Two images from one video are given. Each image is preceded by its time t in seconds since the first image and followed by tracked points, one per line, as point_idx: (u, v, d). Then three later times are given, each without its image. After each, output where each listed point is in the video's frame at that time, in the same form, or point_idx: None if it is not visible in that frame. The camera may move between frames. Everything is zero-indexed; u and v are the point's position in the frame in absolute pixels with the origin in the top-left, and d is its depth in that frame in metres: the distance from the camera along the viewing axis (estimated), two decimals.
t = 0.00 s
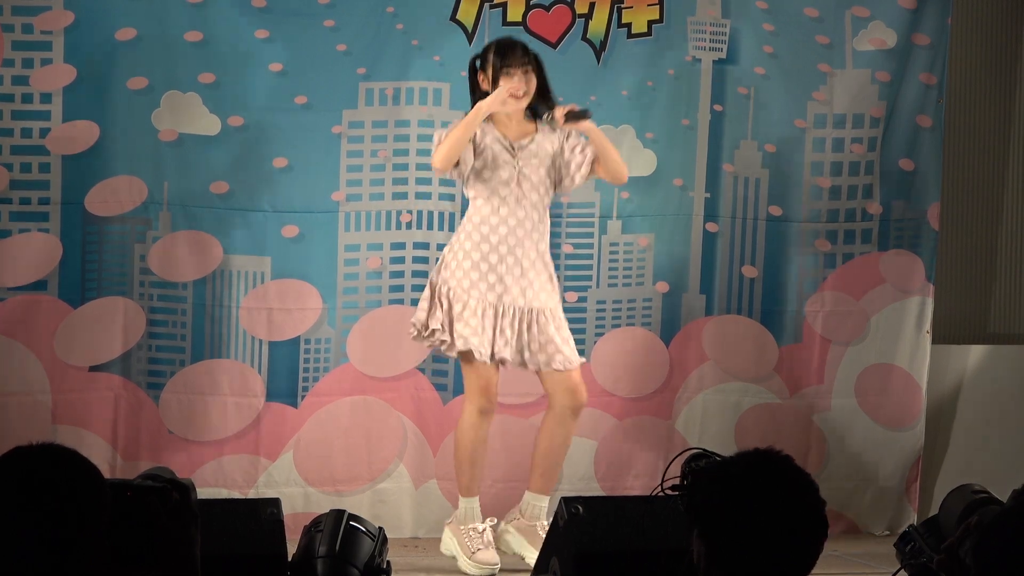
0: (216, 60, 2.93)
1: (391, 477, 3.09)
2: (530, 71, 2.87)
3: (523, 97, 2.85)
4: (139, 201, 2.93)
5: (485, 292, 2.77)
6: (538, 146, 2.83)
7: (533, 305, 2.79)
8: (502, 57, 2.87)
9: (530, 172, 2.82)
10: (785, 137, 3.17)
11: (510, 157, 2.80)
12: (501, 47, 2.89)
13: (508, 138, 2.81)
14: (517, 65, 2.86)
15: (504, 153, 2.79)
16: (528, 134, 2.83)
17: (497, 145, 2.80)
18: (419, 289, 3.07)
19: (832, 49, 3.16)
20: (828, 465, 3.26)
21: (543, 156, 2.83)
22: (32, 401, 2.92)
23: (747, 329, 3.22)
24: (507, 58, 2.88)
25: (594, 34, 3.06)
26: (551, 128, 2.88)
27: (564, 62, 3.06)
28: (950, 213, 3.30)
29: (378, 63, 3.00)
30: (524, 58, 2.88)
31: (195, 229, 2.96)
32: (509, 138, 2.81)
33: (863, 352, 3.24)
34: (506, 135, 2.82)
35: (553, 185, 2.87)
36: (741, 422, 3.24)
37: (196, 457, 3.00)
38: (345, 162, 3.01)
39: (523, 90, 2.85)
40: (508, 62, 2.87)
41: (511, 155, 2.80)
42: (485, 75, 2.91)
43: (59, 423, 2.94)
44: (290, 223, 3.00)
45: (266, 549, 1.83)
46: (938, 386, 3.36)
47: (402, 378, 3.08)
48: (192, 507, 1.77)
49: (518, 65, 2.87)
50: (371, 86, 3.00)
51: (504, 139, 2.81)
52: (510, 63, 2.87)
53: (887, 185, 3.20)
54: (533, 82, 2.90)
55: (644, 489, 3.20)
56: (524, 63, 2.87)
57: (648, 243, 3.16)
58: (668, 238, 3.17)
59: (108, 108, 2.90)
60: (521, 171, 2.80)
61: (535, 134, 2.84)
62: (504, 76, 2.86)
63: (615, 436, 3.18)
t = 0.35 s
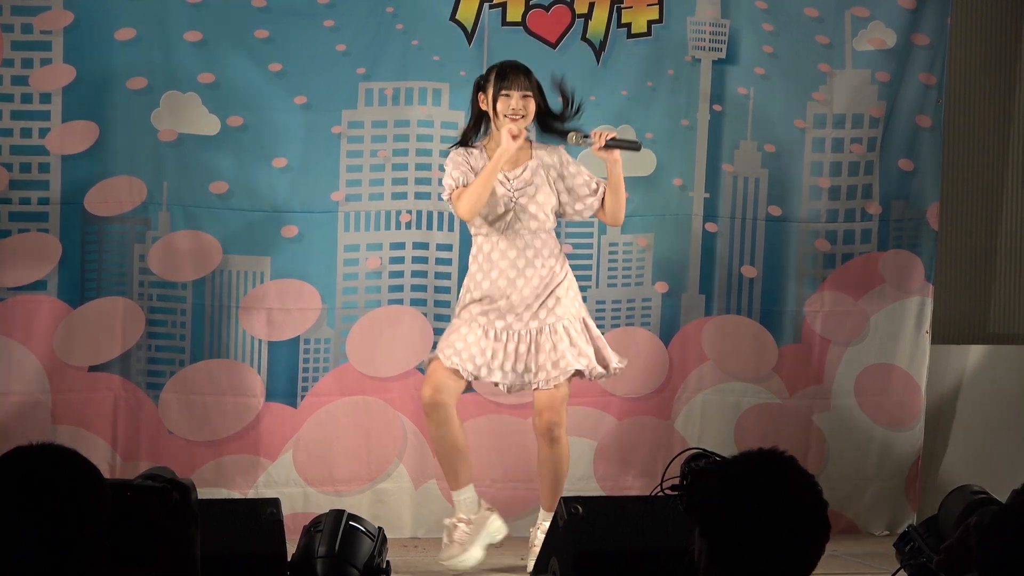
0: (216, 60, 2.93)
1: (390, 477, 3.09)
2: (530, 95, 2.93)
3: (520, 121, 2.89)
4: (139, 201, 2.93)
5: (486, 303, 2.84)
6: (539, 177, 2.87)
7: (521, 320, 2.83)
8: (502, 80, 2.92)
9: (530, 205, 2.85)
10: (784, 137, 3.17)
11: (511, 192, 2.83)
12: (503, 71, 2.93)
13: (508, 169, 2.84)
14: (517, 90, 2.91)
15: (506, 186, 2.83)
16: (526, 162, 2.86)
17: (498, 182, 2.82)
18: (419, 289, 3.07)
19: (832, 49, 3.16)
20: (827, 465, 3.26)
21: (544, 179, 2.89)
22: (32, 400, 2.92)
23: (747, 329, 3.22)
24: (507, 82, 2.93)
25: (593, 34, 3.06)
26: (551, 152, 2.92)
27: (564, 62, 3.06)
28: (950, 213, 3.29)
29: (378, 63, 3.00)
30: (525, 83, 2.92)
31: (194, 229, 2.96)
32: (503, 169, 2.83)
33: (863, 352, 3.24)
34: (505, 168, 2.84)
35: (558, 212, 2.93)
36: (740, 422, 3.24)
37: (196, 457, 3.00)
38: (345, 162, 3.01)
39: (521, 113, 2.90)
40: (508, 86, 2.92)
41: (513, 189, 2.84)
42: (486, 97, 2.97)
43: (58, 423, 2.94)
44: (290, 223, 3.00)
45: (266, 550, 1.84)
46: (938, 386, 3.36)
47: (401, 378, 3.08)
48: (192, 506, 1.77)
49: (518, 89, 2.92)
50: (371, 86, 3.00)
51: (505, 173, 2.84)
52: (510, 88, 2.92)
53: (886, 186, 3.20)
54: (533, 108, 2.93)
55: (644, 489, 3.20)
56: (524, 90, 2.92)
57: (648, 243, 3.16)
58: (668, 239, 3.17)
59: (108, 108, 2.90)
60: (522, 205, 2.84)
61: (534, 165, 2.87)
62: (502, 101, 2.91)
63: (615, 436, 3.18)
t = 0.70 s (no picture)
0: (215, 59, 2.93)
1: (389, 477, 3.09)
2: (511, 112, 2.80)
3: (497, 138, 2.78)
4: (138, 201, 2.93)
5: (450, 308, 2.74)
6: (501, 192, 2.76)
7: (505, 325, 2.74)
8: (483, 92, 2.78)
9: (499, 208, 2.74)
10: (783, 137, 3.17)
11: (465, 198, 2.75)
12: (486, 81, 2.80)
13: (473, 175, 2.77)
14: (498, 105, 2.78)
15: (461, 193, 2.76)
16: (500, 172, 2.78)
17: (453, 184, 2.77)
18: (418, 289, 3.07)
19: (831, 49, 3.16)
20: (826, 465, 3.26)
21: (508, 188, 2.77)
22: (31, 400, 2.92)
23: (746, 329, 3.22)
24: (487, 95, 2.79)
25: (593, 34, 3.06)
26: (524, 169, 2.81)
27: (564, 62, 3.06)
28: (949, 213, 3.29)
29: (377, 63, 3.00)
30: (507, 97, 2.79)
31: (193, 229, 2.96)
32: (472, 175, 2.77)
33: (862, 352, 3.24)
34: (470, 172, 2.78)
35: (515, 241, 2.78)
36: (739, 422, 3.24)
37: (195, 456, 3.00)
38: (343, 162, 3.01)
39: (499, 130, 2.78)
40: (488, 99, 2.78)
41: (468, 197, 2.76)
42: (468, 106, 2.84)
43: (58, 423, 2.94)
44: (289, 223, 3.00)
45: (265, 549, 1.83)
46: (937, 386, 3.35)
47: (400, 378, 3.08)
48: (192, 507, 1.78)
49: (498, 103, 2.78)
50: (370, 86, 3.00)
51: (466, 176, 2.77)
52: (491, 101, 2.78)
53: (885, 186, 3.20)
54: (513, 126, 2.81)
55: (643, 489, 3.20)
56: (506, 106, 2.79)
57: (647, 243, 3.16)
58: (667, 238, 3.17)
59: (107, 108, 2.90)
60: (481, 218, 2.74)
61: (504, 175, 2.78)
62: (481, 114, 2.78)
63: (614, 436, 3.18)
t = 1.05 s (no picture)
0: (214, 60, 2.93)
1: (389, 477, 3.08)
2: (492, 83, 2.90)
3: (483, 108, 2.88)
4: (137, 201, 2.93)
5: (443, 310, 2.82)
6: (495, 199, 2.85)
7: (478, 308, 2.85)
8: (466, 66, 2.89)
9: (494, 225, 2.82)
10: (782, 137, 3.17)
11: (463, 169, 2.85)
12: (466, 55, 2.91)
13: (465, 150, 2.87)
14: (481, 77, 2.88)
15: (458, 165, 2.85)
16: (490, 143, 2.88)
17: (447, 158, 2.86)
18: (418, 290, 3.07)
19: (830, 49, 3.16)
20: (826, 465, 3.26)
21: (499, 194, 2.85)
22: (31, 401, 2.92)
23: (746, 329, 3.22)
24: (469, 69, 2.89)
25: (593, 35, 3.06)
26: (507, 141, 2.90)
27: (563, 63, 3.06)
28: (949, 214, 3.29)
29: (377, 63, 3.00)
30: (486, 67, 2.89)
31: (193, 230, 2.96)
32: (464, 148, 2.87)
33: (861, 352, 3.24)
34: (462, 146, 2.87)
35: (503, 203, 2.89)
36: (739, 422, 3.24)
37: (194, 456, 3.00)
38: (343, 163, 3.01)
39: (484, 101, 2.88)
40: (471, 72, 2.89)
41: (466, 169, 2.86)
42: (448, 80, 2.92)
43: (58, 423, 2.94)
44: (289, 223, 3.00)
45: (265, 549, 1.83)
46: (936, 386, 3.35)
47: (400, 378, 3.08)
48: (191, 507, 1.78)
49: (481, 75, 2.88)
50: (370, 86, 3.00)
51: (459, 150, 2.87)
52: (474, 75, 2.89)
53: (885, 186, 3.20)
54: (496, 94, 2.91)
55: (643, 489, 3.20)
56: (488, 76, 2.89)
57: (646, 243, 3.16)
58: (667, 239, 3.17)
59: (107, 108, 2.90)
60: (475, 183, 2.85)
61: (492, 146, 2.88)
62: (465, 87, 2.88)
63: (614, 436, 3.18)
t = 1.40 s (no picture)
0: (213, 60, 2.93)
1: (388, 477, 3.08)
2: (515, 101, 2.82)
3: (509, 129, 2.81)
4: (137, 202, 2.93)
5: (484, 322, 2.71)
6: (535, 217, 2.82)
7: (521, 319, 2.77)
8: (494, 83, 2.77)
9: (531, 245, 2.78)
10: (782, 137, 3.17)
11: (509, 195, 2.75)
12: (492, 70, 2.78)
13: (501, 170, 2.78)
14: (509, 97, 2.78)
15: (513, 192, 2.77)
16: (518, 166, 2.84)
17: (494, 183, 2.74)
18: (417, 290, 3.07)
19: (830, 49, 3.16)
20: (826, 465, 3.26)
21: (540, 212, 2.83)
22: (31, 401, 2.92)
23: (745, 329, 3.22)
24: (500, 86, 2.77)
25: (592, 35, 3.06)
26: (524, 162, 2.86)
27: (563, 63, 3.06)
28: (949, 213, 3.29)
29: (376, 63, 3.00)
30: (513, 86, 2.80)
31: (192, 230, 2.96)
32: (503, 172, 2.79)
33: (861, 352, 3.25)
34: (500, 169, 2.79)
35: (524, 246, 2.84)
36: (739, 422, 3.24)
37: (194, 456, 3.00)
38: (343, 163, 3.02)
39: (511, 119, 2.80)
40: (500, 89, 2.77)
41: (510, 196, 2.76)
42: (471, 102, 2.78)
43: (57, 423, 2.95)
44: (289, 223, 3.00)
45: (265, 549, 1.83)
46: (936, 386, 3.36)
47: (400, 378, 3.08)
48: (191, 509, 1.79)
49: (509, 92, 2.79)
50: (369, 86, 3.00)
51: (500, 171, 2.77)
52: (502, 95, 2.78)
53: (885, 186, 3.20)
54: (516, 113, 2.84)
55: (642, 489, 3.20)
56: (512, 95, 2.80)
57: (646, 243, 3.16)
58: (666, 239, 3.17)
59: (106, 108, 2.90)
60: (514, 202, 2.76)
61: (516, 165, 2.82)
62: (497, 109, 2.77)
63: (614, 436, 3.18)
